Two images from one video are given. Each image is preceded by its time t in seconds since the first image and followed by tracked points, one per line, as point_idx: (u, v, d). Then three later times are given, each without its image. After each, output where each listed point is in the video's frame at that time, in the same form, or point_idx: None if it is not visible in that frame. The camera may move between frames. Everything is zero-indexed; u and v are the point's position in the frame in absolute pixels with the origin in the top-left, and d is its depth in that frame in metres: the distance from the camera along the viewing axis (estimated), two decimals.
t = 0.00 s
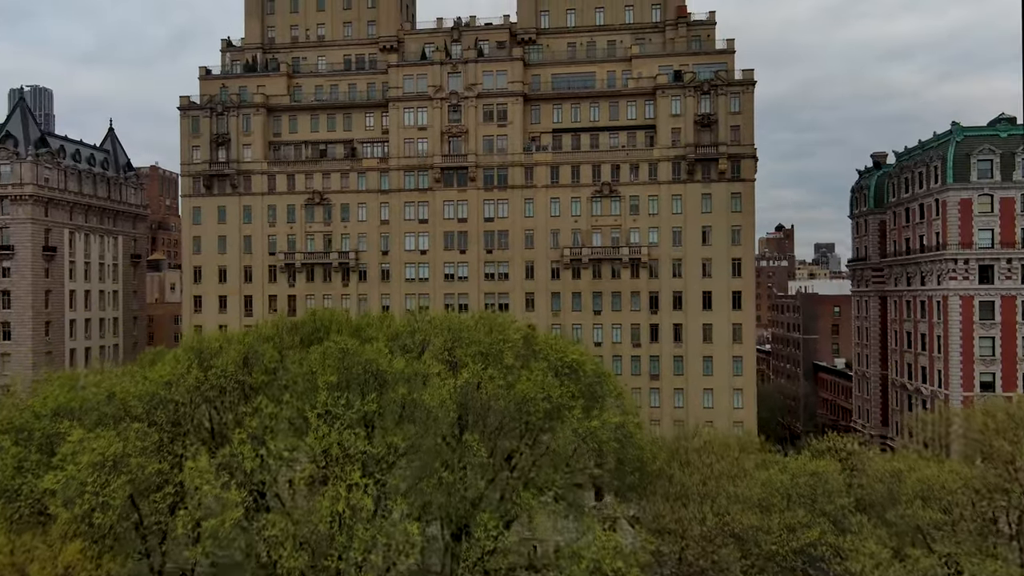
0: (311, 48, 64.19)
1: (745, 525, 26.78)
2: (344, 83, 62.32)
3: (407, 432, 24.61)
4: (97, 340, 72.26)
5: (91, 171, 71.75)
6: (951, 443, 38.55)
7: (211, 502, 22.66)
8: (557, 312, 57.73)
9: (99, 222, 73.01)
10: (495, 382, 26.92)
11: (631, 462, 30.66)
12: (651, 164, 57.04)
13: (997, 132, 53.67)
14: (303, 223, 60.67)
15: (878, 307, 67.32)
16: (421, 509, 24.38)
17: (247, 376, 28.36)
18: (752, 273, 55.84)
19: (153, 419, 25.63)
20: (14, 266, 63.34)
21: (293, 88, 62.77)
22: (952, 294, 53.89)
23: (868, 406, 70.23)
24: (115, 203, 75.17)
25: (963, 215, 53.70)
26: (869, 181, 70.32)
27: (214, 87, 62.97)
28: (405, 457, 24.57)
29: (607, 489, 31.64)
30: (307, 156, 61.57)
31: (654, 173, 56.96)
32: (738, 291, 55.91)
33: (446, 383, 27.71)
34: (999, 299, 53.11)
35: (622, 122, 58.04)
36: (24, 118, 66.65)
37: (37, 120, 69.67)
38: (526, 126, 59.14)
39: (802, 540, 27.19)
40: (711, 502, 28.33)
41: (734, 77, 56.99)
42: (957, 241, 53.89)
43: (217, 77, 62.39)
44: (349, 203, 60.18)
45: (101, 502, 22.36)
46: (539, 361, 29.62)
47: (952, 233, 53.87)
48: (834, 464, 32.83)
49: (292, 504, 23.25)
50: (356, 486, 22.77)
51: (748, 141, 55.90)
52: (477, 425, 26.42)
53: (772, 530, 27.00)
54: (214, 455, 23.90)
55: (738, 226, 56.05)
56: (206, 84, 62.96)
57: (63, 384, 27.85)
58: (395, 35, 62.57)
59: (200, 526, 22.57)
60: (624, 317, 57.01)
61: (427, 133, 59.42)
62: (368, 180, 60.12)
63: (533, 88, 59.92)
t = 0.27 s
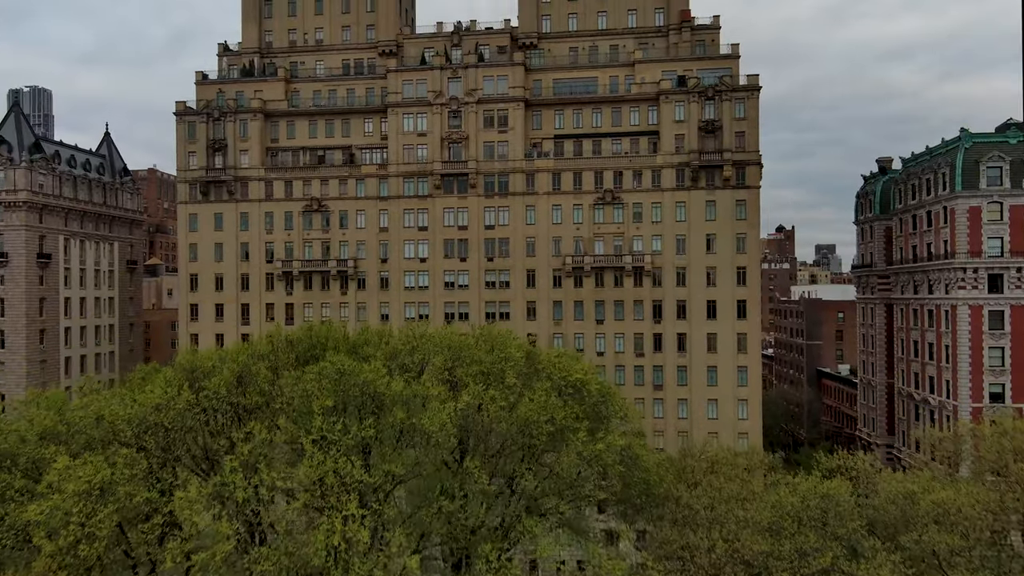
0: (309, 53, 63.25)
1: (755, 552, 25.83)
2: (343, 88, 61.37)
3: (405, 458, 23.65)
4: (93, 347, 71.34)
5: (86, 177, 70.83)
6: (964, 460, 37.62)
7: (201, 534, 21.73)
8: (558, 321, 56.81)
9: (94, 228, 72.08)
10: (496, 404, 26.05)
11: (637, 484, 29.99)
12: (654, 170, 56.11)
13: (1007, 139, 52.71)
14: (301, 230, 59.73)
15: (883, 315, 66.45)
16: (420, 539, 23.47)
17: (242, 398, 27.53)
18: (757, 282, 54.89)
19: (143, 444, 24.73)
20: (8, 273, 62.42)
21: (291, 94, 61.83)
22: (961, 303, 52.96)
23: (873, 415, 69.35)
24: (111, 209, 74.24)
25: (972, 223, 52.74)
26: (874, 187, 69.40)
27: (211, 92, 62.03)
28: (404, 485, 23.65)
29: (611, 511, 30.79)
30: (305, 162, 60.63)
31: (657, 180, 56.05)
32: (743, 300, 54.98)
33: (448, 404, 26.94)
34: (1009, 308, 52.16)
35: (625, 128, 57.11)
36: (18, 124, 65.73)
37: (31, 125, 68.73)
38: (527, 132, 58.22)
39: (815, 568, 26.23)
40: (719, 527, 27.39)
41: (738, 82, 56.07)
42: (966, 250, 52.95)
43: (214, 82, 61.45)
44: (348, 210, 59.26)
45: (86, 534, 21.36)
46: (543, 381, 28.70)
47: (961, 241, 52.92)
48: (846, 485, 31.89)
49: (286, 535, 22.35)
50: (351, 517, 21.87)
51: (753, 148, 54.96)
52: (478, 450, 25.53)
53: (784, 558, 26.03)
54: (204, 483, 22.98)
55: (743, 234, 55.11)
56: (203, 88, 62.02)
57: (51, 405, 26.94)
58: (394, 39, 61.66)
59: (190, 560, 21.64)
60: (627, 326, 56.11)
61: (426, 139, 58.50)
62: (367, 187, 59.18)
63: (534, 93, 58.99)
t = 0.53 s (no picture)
0: (306, 57, 62.29)
1: None
2: (341, 93, 60.39)
3: (403, 488, 22.78)
4: (88, 355, 70.37)
5: (81, 183, 69.84)
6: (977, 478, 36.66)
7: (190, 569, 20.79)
8: (560, 331, 55.84)
9: (89, 234, 71.07)
10: (497, 428, 25.27)
11: (643, 508, 29.18)
12: (658, 178, 55.15)
13: (1017, 146, 51.79)
14: (298, 238, 58.77)
15: (890, 323, 65.50)
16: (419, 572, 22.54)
17: (234, 421, 26.50)
18: (763, 291, 53.91)
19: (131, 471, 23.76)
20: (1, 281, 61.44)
21: (289, 99, 60.88)
22: (970, 313, 52.00)
23: (879, 425, 68.37)
24: (106, 215, 73.24)
25: (982, 231, 51.79)
26: (880, 193, 68.45)
27: (207, 97, 61.05)
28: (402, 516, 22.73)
29: (616, 536, 29.80)
30: (302, 169, 59.67)
31: (661, 188, 55.09)
32: (748, 310, 53.99)
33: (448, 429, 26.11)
34: (1019, 318, 51.20)
35: (627, 134, 56.16)
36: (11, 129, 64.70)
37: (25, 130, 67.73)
38: (528, 139, 57.27)
39: None
40: (729, 555, 26.43)
41: (744, 88, 55.11)
42: (975, 259, 52.01)
43: (210, 87, 60.47)
44: (346, 218, 58.30)
45: (69, 569, 20.39)
46: (546, 403, 27.80)
47: (971, 250, 51.97)
48: (858, 508, 30.91)
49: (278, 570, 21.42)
50: (347, 552, 20.92)
51: (759, 155, 54.01)
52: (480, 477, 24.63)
53: None
54: (194, 515, 22.03)
55: (748, 242, 54.14)
56: (199, 93, 61.04)
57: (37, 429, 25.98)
58: (393, 43, 60.74)
59: None
60: (630, 336, 55.16)
61: (426, 146, 57.53)
62: (365, 194, 58.23)
63: (535, 98, 58.02)
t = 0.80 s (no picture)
0: (304, 62, 61.28)
1: None
2: (339, 98, 59.36)
3: (401, 520, 21.79)
4: (82, 363, 69.33)
5: (75, 188, 68.75)
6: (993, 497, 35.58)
7: None
8: (562, 340, 54.81)
9: (84, 241, 69.97)
10: (499, 453, 24.37)
11: (649, 535, 28.10)
12: (662, 185, 54.12)
13: None
14: (296, 246, 57.77)
15: (896, 331, 64.50)
16: None
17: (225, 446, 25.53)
18: (769, 301, 52.88)
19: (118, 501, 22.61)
20: None
21: (286, 104, 59.86)
22: (980, 323, 50.96)
23: (885, 434, 67.34)
24: (101, 221, 72.14)
25: (992, 240, 50.75)
26: (887, 199, 67.44)
27: (203, 102, 60.03)
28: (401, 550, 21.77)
29: (621, 562, 28.86)
30: (300, 175, 58.66)
31: (665, 195, 54.07)
32: (754, 320, 52.98)
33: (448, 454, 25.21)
34: None
35: (631, 140, 55.14)
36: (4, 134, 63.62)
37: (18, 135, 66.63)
38: (529, 145, 56.27)
39: None
40: None
41: (749, 93, 54.08)
42: (986, 268, 50.99)
43: (206, 91, 59.45)
44: (344, 225, 57.29)
45: None
46: (550, 427, 26.86)
47: (981, 258, 50.93)
48: (873, 532, 29.87)
49: None
50: None
51: (765, 161, 53.00)
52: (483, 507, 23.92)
53: None
54: (181, 550, 20.95)
55: (754, 251, 53.11)
56: (195, 98, 60.02)
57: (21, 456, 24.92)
58: (392, 48, 59.73)
59: None
60: (634, 346, 54.14)
61: (426, 152, 56.53)
62: (364, 201, 57.22)
63: (537, 104, 57.01)
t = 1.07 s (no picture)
0: (301, 66, 60.21)
1: None
2: (337, 104, 58.30)
3: (398, 557, 20.73)
4: (77, 372, 68.24)
5: (69, 194, 67.68)
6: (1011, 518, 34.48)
7: None
8: (564, 351, 53.74)
9: (78, 248, 68.89)
10: (501, 481, 23.43)
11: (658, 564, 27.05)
12: (666, 192, 53.07)
13: None
14: (292, 254, 56.69)
15: (904, 340, 63.44)
16: None
17: (214, 475, 24.46)
18: (775, 311, 51.80)
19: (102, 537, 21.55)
20: None
21: (283, 109, 58.79)
22: (992, 334, 49.87)
23: (892, 444, 66.28)
24: (96, 227, 71.07)
25: (1004, 248, 49.65)
26: (894, 205, 66.37)
27: (199, 107, 58.95)
28: None
29: None
30: (297, 182, 57.59)
31: (669, 203, 53.01)
32: (760, 330, 51.92)
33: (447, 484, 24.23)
34: None
35: (634, 147, 54.09)
36: None
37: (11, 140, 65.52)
38: (531, 151, 55.21)
39: None
40: None
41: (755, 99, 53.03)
42: (997, 277, 49.92)
43: (201, 97, 58.38)
44: (342, 233, 56.24)
45: None
46: (553, 453, 25.87)
47: (993, 268, 49.84)
48: (889, 559, 28.80)
49: None
50: None
51: (771, 169, 51.95)
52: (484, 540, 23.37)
53: None
54: None
55: (760, 260, 52.06)
56: (190, 104, 58.95)
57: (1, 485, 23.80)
58: (391, 52, 58.69)
59: None
60: (637, 357, 53.07)
61: (425, 158, 55.46)
62: (362, 208, 56.15)
63: (538, 109, 55.92)
